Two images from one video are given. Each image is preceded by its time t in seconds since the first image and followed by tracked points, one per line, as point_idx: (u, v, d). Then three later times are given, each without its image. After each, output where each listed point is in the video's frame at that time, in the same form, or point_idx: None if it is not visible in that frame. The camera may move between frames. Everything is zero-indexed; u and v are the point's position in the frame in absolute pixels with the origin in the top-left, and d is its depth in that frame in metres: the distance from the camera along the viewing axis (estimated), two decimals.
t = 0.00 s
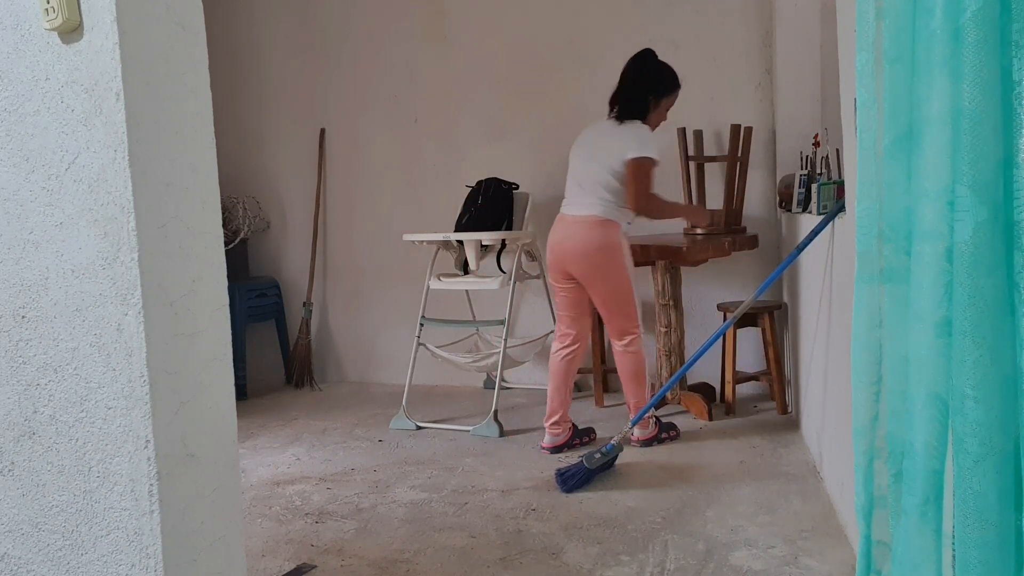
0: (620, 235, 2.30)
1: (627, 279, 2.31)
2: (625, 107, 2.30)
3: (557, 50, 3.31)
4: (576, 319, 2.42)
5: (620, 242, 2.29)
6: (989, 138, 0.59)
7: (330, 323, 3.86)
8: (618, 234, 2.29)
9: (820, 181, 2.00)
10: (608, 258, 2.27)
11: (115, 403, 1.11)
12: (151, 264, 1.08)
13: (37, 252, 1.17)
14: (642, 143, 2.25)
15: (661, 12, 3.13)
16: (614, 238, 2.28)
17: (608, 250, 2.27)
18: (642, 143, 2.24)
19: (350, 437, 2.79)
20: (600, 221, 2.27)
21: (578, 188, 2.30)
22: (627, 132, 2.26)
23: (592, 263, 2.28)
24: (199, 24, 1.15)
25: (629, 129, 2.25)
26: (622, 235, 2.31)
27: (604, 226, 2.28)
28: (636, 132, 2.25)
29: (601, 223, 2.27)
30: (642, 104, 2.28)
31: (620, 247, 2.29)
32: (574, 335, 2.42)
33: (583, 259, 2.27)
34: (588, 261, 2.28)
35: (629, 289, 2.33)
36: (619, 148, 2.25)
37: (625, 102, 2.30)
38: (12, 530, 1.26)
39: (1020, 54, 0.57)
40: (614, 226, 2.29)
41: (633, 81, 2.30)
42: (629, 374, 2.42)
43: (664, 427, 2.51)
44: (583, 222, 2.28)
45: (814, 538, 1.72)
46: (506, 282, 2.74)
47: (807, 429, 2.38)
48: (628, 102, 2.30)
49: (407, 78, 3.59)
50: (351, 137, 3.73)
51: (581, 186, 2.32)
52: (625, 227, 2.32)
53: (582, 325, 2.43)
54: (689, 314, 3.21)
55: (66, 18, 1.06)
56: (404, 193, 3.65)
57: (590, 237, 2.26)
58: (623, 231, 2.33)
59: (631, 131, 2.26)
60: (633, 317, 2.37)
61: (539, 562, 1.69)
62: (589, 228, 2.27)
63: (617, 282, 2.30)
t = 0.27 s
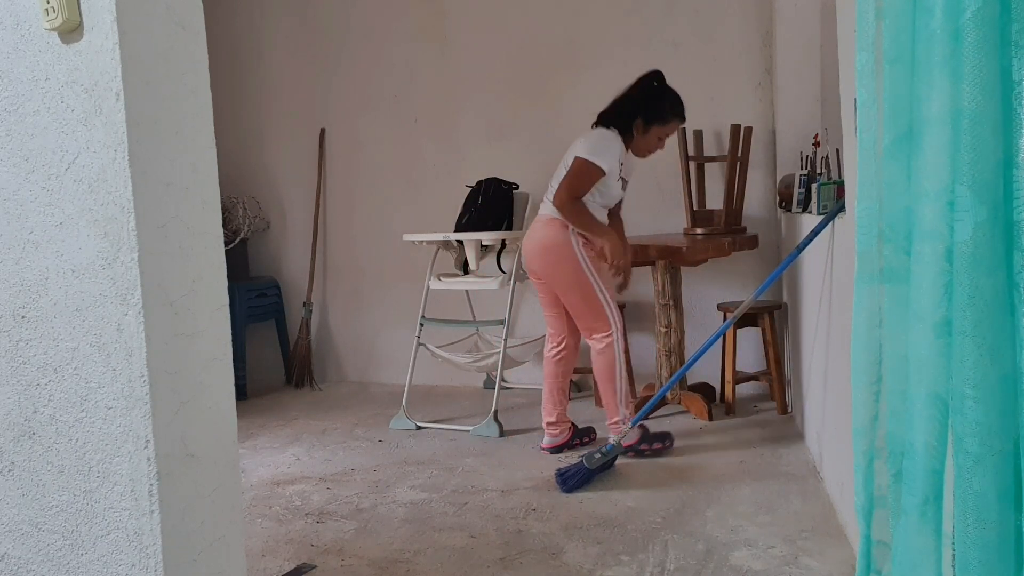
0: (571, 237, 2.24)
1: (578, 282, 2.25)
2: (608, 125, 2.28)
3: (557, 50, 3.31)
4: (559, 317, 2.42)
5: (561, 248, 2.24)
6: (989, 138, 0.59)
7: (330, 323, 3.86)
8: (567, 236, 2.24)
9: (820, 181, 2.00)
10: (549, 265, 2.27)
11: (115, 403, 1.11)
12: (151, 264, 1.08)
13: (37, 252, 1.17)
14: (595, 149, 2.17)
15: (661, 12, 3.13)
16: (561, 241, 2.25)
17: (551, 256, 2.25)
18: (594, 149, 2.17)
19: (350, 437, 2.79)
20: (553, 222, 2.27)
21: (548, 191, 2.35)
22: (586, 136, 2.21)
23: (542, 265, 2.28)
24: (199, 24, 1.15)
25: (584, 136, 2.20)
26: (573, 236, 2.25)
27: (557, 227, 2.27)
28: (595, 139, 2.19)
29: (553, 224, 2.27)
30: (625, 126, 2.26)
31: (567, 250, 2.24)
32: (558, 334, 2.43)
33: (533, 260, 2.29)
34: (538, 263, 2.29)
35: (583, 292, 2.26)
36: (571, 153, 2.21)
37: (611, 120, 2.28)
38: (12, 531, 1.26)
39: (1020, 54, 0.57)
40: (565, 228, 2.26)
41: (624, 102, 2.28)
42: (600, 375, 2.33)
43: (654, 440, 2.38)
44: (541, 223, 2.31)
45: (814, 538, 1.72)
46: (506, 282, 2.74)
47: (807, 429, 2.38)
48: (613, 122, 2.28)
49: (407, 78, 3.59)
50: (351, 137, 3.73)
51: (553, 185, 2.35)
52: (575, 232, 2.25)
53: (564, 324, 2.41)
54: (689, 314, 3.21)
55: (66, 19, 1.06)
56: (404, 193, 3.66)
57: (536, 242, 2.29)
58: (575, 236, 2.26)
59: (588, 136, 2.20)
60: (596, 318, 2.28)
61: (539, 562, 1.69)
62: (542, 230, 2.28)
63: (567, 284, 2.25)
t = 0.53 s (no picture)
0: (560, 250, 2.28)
1: (562, 294, 2.30)
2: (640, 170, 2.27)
3: (557, 50, 3.31)
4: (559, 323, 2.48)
5: (546, 261, 2.30)
6: (988, 138, 0.60)
7: (330, 323, 3.86)
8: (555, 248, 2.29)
9: (820, 181, 2.00)
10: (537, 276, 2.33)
11: (115, 403, 1.11)
12: (151, 264, 1.08)
13: (37, 252, 1.17)
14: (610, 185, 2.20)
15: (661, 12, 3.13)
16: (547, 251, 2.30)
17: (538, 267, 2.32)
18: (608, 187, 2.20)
19: (350, 437, 2.79)
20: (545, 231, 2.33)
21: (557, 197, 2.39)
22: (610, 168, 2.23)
23: (532, 272, 2.35)
24: (199, 24, 1.15)
25: (605, 168, 2.23)
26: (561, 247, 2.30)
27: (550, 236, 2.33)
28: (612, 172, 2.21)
29: (546, 233, 2.33)
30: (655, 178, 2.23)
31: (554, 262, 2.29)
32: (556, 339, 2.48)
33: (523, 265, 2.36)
34: (527, 269, 2.36)
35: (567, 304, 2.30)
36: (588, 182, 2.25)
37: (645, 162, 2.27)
38: (11, 531, 1.26)
39: (1019, 54, 0.57)
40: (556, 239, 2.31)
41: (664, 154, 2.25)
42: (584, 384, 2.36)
43: (649, 446, 2.36)
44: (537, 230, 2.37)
45: (814, 538, 1.72)
46: (506, 282, 2.74)
47: (807, 429, 2.38)
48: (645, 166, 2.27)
49: (407, 79, 3.59)
50: (351, 137, 3.73)
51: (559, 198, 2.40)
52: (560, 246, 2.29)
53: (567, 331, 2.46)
54: (689, 313, 3.21)
55: (67, 18, 1.06)
56: (404, 193, 3.66)
57: (528, 252, 2.35)
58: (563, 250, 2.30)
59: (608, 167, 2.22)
60: (581, 329, 2.32)
61: (539, 562, 1.69)
62: (535, 237, 2.35)
63: (551, 295, 2.31)
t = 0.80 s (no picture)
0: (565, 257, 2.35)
1: (567, 298, 2.36)
2: (667, 205, 2.25)
3: (557, 50, 3.31)
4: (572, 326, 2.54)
5: (549, 266, 2.36)
6: (988, 138, 0.60)
7: (330, 323, 3.86)
8: (559, 255, 2.36)
9: (820, 181, 2.00)
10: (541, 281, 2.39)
11: (115, 403, 1.11)
12: (151, 264, 1.08)
13: (37, 252, 1.17)
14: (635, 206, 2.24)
15: (661, 12, 3.13)
16: (551, 258, 2.37)
17: (542, 272, 2.38)
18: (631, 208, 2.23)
19: (349, 437, 2.79)
20: (550, 239, 2.40)
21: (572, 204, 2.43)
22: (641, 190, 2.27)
23: (538, 278, 2.42)
24: (199, 24, 1.15)
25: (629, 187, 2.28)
26: (565, 253, 2.36)
27: (556, 242, 2.40)
28: (636, 193, 2.26)
29: (552, 239, 2.40)
30: (678, 215, 2.22)
31: (557, 268, 2.36)
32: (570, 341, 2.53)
33: (528, 270, 2.43)
34: (532, 273, 2.43)
35: (571, 309, 2.37)
36: (610, 200, 2.30)
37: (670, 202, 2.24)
38: (12, 531, 1.26)
39: (1019, 54, 0.57)
40: (562, 244, 2.38)
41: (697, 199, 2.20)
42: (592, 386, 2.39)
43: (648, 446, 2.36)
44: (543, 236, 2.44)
45: (814, 538, 1.72)
46: (506, 282, 2.74)
47: (807, 429, 2.38)
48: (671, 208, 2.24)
49: (407, 79, 3.59)
50: (351, 137, 3.73)
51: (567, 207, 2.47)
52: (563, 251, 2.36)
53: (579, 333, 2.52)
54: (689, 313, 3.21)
55: (66, 18, 1.06)
56: (404, 193, 3.66)
57: (530, 258, 2.42)
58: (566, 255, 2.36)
59: (630, 188, 2.27)
60: (587, 332, 2.38)
61: (539, 562, 1.69)
62: (541, 242, 2.42)
63: (556, 299, 2.37)
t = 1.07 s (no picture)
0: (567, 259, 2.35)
1: (569, 300, 2.36)
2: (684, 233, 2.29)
3: (557, 50, 3.31)
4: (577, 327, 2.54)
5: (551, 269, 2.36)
6: (988, 138, 0.60)
7: (330, 323, 3.86)
8: (561, 257, 2.36)
9: (820, 181, 2.00)
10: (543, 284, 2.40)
11: (115, 403, 1.11)
12: (151, 264, 1.08)
13: (37, 252, 1.17)
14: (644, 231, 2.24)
15: (661, 12, 3.13)
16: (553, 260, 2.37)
17: (544, 275, 2.39)
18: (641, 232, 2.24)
19: (349, 437, 2.79)
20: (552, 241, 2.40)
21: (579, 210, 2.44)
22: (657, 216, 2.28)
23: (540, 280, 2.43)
24: (199, 24, 1.15)
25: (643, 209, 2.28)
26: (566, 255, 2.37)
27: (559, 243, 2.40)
28: (648, 215, 2.27)
29: (555, 240, 2.40)
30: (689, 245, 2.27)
31: (558, 270, 2.36)
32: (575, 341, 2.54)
33: (531, 272, 2.44)
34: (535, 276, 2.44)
35: (573, 310, 2.37)
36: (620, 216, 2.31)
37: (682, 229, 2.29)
38: (12, 531, 1.26)
39: (1019, 54, 0.57)
40: (564, 247, 2.38)
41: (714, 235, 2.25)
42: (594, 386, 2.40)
43: (648, 446, 2.36)
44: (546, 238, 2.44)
45: (814, 538, 1.72)
46: (506, 282, 2.74)
47: (807, 429, 2.38)
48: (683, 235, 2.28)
49: (407, 78, 3.59)
50: (351, 137, 3.73)
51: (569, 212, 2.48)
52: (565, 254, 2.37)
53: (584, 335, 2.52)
54: (689, 313, 3.21)
55: (66, 18, 1.06)
56: (404, 193, 3.66)
57: (532, 260, 2.42)
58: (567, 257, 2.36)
59: (643, 209, 2.27)
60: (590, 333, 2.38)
61: (539, 562, 1.69)
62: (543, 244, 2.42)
63: (559, 301, 2.38)
